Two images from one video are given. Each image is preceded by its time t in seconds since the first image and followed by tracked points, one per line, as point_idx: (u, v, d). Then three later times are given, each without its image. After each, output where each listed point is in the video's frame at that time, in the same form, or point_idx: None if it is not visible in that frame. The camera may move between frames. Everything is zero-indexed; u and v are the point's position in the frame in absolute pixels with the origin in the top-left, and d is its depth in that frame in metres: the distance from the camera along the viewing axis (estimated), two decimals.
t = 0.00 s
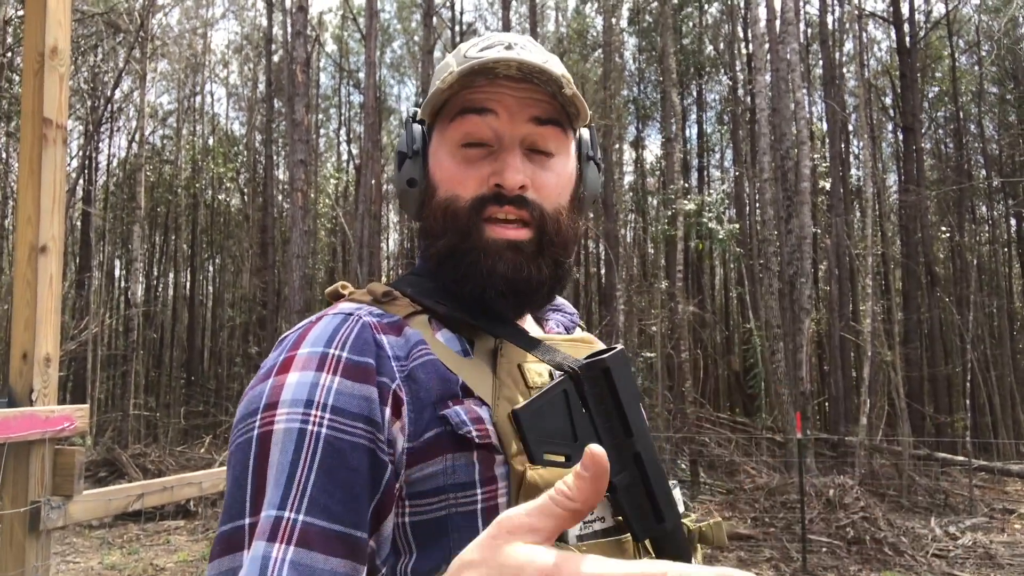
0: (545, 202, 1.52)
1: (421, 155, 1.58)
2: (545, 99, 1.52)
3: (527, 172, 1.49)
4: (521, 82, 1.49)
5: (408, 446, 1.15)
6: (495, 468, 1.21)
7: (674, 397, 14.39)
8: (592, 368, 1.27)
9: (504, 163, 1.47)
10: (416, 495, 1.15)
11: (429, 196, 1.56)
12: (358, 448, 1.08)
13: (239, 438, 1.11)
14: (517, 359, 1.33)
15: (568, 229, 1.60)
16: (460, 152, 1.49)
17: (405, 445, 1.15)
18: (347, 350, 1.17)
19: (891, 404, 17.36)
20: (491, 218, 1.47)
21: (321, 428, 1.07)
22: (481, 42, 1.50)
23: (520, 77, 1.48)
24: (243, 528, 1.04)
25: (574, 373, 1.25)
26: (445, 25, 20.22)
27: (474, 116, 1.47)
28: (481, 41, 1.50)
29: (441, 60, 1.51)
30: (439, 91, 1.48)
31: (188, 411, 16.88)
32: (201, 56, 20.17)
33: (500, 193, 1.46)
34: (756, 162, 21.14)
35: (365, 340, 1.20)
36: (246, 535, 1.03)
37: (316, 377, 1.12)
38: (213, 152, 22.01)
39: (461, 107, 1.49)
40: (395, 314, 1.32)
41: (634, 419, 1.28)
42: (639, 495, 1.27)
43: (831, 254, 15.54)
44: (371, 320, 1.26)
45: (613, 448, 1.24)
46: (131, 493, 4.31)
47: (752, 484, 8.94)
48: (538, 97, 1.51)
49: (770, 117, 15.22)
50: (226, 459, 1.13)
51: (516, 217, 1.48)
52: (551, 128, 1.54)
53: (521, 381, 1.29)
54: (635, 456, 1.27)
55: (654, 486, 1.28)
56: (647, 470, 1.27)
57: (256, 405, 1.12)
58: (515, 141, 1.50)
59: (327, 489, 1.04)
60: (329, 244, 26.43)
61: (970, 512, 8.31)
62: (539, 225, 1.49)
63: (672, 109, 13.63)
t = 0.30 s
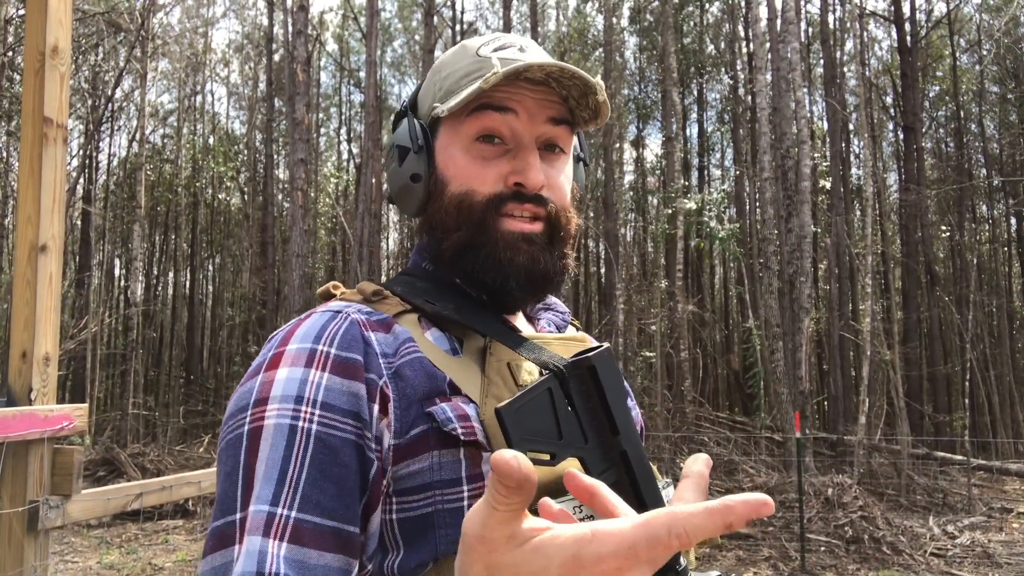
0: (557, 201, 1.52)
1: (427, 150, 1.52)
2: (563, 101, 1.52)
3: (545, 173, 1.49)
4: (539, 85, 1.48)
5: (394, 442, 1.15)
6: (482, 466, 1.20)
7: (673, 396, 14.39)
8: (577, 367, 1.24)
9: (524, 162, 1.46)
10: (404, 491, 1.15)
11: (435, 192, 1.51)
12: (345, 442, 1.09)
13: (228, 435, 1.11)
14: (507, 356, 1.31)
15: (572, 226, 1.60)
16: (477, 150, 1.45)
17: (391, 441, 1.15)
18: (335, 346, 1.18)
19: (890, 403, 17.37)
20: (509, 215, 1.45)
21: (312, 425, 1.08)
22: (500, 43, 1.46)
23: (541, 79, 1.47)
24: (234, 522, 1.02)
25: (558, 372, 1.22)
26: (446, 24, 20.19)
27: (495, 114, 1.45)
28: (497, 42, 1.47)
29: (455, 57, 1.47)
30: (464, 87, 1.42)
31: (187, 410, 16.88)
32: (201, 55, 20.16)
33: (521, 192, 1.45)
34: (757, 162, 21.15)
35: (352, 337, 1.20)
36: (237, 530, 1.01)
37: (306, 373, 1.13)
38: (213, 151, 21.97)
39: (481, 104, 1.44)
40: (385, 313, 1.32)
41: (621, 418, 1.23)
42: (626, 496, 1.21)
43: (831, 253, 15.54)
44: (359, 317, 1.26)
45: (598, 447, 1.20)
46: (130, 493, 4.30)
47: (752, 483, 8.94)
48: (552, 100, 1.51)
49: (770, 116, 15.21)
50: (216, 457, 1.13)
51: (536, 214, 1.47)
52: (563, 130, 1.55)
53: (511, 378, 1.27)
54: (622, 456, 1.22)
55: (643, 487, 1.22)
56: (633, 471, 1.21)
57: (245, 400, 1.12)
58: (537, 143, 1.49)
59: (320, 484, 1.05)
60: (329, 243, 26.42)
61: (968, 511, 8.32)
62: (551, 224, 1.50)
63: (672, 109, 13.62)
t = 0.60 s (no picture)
0: (546, 207, 1.50)
1: (414, 154, 1.51)
2: (553, 106, 1.49)
3: (532, 179, 1.47)
4: (527, 89, 1.46)
5: (386, 447, 1.14)
6: (475, 467, 1.19)
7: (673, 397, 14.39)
8: (571, 369, 1.28)
9: (510, 170, 1.43)
10: (396, 496, 1.15)
11: (424, 196, 1.50)
12: (341, 448, 1.10)
13: (219, 437, 1.09)
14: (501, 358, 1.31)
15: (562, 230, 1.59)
16: (463, 156, 1.43)
17: (383, 447, 1.14)
18: (329, 349, 1.16)
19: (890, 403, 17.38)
20: (498, 224, 1.44)
21: (308, 430, 1.08)
22: (490, 47, 1.44)
23: (528, 85, 1.45)
24: (223, 526, 1.00)
25: (552, 375, 1.26)
26: (445, 25, 20.20)
27: (482, 120, 1.43)
28: (487, 43, 1.45)
29: (441, 59, 1.44)
30: (449, 93, 1.41)
31: (187, 411, 16.87)
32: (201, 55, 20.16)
33: (508, 201, 1.43)
34: (756, 162, 21.16)
35: (346, 339, 1.19)
36: (227, 533, 0.99)
37: (300, 378, 1.12)
38: (213, 151, 21.95)
39: (466, 112, 1.42)
40: (378, 314, 1.30)
41: (615, 421, 1.29)
42: (619, 494, 1.28)
43: (830, 253, 15.55)
44: (353, 319, 1.24)
45: (593, 449, 1.26)
46: (131, 493, 4.30)
47: (751, 483, 8.94)
48: (542, 105, 1.49)
49: (770, 116, 15.22)
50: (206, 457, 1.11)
51: (524, 224, 1.45)
52: (552, 135, 1.53)
53: (504, 381, 1.27)
54: (617, 459, 1.28)
55: (635, 486, 1.29)
56: (627, 472, 1.28)
57: (239, 402, 1.10)
58: (524, 149, 1.47)
59: (317, 490, 1.06)
60: (329, 243, 26.41)
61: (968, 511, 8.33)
62: (540, 232, 1.48)
63: (672, 109, 13.62)
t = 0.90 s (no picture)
0: (543, 208, 1.50)
1: (411, 150, 1.50)
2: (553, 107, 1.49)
3: (530, 180, 1.47)
4: (526, 89, 1.45)
5: (383, 454, 1.14)
6: (473, 474, 1.19)
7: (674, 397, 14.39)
8: (569, 376, 1.28)
9: (507, 171, 1.44)
10: (393, 503, 1.14)
11: (420, 196, 1.49)
12: (337, 453, 1.10)
13: (212, 439, 1.09)
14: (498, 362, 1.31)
15: (559, 231, 1.59)
16: (460, 156, 1.43)
17: (379, 454, 1.14)
18: (326, 353, 1.16)
19: (891, 404, 17.37)
20: (493, 224, 1.44)
21: (304, 435, 1.08)
22: (488, 42, 1.43)
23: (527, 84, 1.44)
24: (215, 530, 1.00)
25: (550, 382, 1.26)
26: (446, 25, 20.20)
27: (480, 120, 1.42)
28: (486, 40, 1.44)
29: (438, 57, 1.44)
30: (445, 92, 1.40)
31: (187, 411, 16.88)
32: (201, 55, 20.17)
33: (504, 202, 1.43)
34: (757, 162, 21.15)
35: (343, 343, 1.19)
36: (217, 538, 0.99)
37: (297, 383, 1.12)
38: (213, 152, 21.95)
39: (464, 110, 1.42)
40: (375, 316, 1.30)
41: (613, 427, 1.30)
42: (617, 502, 1.29)
43: (831, 253, 15.55)
44: (349, 321, 1.24)
45: (591, 458, 1.27)
46: (131, 493, 4.29)
47: (751, 482, 8.94)
48: (541, 106, 1.48)
49: (770, 117, 15.21)
50: (197, 461, 1.11)
51: (519, 225, 1.46)
52: (551, 134, 1.52)
53: (500, 385, 1.27)
54: (616, 465, 1.29)
55: (633, 493, 1.30)
56: (627, 480, 1.29)
57: (233, 404, 1.10)
58: (521, 150, 1.46)
59: (313, 497, 1.06)
60: (329, 244, 26.41)
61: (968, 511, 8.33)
62: (537, 232, 1.48)
63: (672, 109, 13.62)
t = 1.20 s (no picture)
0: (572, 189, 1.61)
1: (453, 144, 1.43)
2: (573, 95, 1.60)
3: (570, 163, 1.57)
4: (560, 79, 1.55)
5: (392, 463, 1.14)
6: (482, 480, 1.19)
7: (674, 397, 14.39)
8: (579, 381, 1.29)
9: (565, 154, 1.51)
10: (403, 511, 1.15)
11: (466, 190, 1.44)
12: (349, 463, 1.09)
13: (221, 450, 1.09)
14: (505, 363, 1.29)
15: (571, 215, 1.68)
16: (521, 145, 1.44)
17: (389, 462, 1.13)
18: (335, 360, 1.16)
19: (891, 404, 17.38)
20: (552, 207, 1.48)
21: (316, 444, 1.09)
22: (509, 35, 1.48)
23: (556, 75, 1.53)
24: (225, 544, 1.02)
25: (561, 388, 1.26)
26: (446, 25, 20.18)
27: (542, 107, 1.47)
28: (510, 36, 1.48)
29: (481, 51, 1.43)
30: (498, 83, 1.41)
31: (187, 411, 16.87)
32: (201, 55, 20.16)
33: (563, 184, 1.49)
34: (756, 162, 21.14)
35: (351, 349, 1.18)
36: (228, 552, 1.01)
37: (308, 391, 1.12)
38: (213, 151, 21.95)
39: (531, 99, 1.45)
40: (379, 318, 1.28)
41: (623, 433, 1.31)
42: (627, 508, 1.29)
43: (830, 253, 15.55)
44: (355, 325, 1.22)
45: (600, 463, 1.27)
46: (130, 492, 4.28)
47: (751, 482, 8.95)
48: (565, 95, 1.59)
49: (770, 117, 15.20)
50: (204, 470, 1.11)
51: (566, 205, 1.53)
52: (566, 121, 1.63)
53: (507, 387, 1.26)
54: (624, 470, 1.30)
55: (644, 500, 1.30)
56: (637, 486, 1.30)
57: (242, 414, 1.11)
58: (563, 134, 1.54)
59: (324, 508, 1.06)
60: (329, 244, 26.40)
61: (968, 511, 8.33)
62: (571, 212, 1.58)
63: (672, 108, 13.61)
